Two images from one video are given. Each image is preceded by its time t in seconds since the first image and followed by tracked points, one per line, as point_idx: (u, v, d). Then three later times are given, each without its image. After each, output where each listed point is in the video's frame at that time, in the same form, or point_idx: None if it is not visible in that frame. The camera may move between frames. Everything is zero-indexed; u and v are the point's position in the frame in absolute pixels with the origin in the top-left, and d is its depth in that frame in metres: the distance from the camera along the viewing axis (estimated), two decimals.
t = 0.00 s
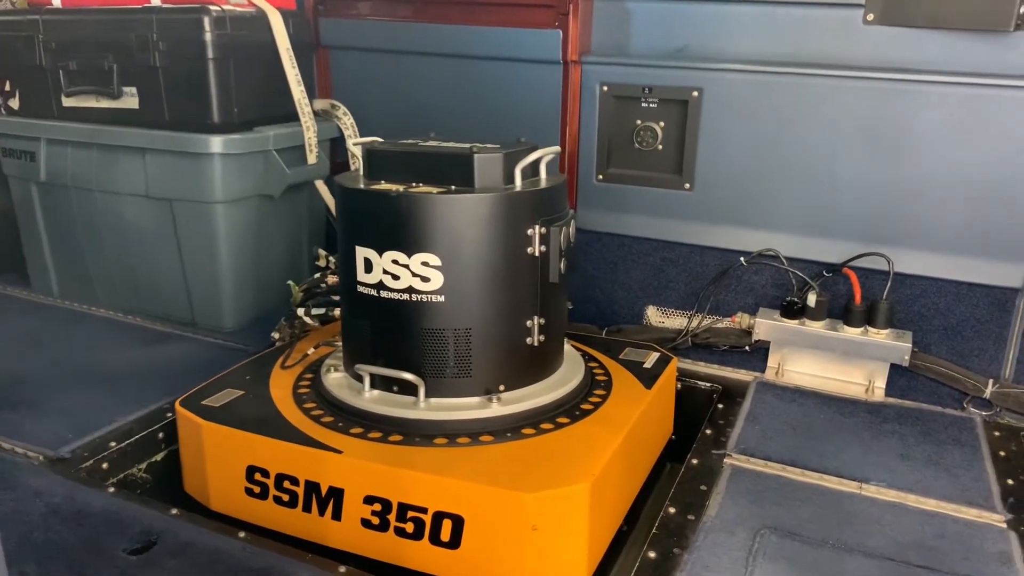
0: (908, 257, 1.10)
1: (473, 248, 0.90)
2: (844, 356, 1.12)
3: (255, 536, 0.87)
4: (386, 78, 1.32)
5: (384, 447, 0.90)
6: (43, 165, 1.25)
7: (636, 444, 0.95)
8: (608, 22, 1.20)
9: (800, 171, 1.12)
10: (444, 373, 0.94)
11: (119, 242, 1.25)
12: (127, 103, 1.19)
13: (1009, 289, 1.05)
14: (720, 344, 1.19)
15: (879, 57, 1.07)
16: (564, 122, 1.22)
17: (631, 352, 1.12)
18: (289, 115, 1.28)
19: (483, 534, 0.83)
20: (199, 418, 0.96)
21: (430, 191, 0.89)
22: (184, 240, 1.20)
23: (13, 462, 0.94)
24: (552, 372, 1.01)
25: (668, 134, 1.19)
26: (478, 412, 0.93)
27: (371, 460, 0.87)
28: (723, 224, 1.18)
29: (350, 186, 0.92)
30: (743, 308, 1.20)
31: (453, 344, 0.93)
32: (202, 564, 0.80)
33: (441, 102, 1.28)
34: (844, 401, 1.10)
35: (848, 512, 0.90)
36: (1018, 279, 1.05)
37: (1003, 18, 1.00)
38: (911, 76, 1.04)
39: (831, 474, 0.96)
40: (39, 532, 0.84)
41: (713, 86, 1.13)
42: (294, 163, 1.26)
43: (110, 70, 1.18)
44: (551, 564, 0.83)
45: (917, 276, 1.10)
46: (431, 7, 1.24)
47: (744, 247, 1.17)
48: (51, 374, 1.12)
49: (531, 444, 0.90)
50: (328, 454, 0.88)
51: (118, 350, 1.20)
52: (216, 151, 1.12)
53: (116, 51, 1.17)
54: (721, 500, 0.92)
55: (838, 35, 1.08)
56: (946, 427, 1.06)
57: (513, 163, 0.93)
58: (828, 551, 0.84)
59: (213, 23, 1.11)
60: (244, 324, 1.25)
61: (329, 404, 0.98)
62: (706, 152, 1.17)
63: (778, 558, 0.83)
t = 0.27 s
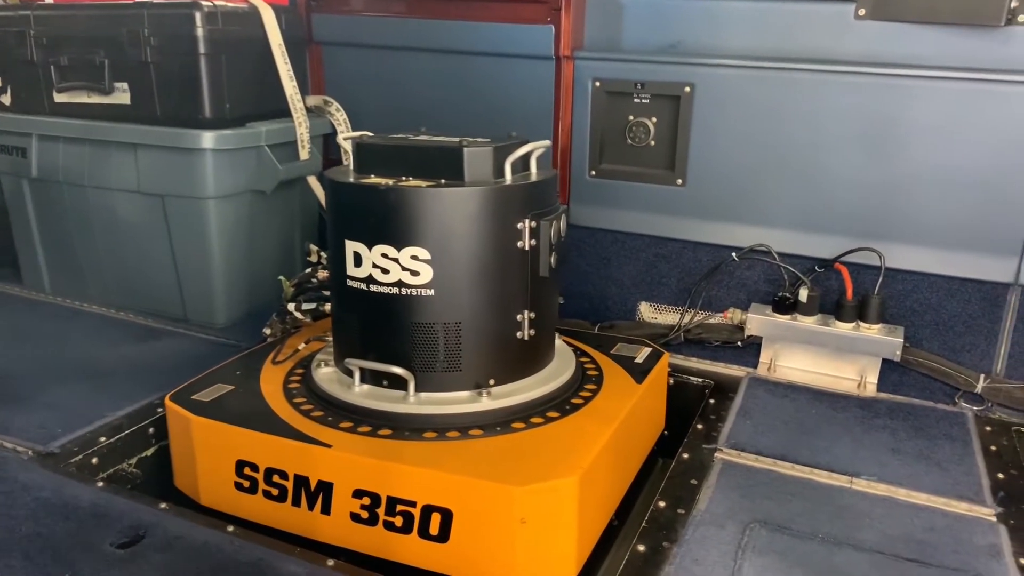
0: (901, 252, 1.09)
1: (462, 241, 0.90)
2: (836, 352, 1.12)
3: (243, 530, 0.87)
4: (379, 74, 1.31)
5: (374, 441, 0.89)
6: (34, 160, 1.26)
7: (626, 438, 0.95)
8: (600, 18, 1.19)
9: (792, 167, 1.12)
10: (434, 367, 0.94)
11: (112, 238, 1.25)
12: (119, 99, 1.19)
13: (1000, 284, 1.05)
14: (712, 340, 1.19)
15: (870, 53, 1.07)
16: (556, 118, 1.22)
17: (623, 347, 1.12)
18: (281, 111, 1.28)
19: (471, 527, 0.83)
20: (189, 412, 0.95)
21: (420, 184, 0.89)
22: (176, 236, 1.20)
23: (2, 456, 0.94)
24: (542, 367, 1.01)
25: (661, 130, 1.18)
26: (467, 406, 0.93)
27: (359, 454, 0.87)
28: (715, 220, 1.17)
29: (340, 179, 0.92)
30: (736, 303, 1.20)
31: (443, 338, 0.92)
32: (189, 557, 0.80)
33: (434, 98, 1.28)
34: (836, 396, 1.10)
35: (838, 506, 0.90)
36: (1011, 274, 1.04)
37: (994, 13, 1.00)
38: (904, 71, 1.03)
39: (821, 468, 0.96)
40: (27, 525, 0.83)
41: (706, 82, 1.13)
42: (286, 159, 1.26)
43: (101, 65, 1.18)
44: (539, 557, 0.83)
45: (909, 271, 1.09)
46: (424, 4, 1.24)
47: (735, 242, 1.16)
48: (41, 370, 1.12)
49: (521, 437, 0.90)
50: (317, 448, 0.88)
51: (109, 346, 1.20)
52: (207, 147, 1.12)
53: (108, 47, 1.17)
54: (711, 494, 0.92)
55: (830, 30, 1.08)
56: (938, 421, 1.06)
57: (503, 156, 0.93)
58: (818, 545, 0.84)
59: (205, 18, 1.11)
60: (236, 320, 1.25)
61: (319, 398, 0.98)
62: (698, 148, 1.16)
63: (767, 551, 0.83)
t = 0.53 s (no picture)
0: (890, 249, 1.09)
1: (450, 238, 0.90)
2: (825, 348, 1.12)
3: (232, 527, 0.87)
4: (370, 73, 1.31)
5: (362, 438, 0.90)
6: (24, 159, 1.27)
7: (613, 434, 0.96)
8: (590, 16, 1.20)
9: (781, 164, 1.11)
10: (423, 363, 0.94)
11: (103, 237, 1.25)
12: (109, 97, 1.19)
13: (988, 281, 1.05)
14: (702, 337, 1.19)
15: (858, 51, 1.08)
16: (546, 116, 1.22)
17: (612, 344, 1.12)
18: (272, 109, 1.28)
19: (458, 523, 0.84)
20: (178, 409, 0.96)
21: (408, 182, 0.89)
22: (166, 235, 1.20)
23: None
24: (531, 363, 1.01)
25: (650, 128, 1.18)
26: (455, 402, 0.93)
27: (347, 451, 0.87)
28: (705, 218, 1.17)
29: (328, 176, 0.93)
30: (725, 301, 1.20)
31: (431, 335, 0.93)
32: (177, 553, 0.80)
33: (424, 96, 1.28)
34: (825, 393, 1.10)
35: (825, 501, 0.91)
36: (998, 271, 1.04)
37: (980, 11, 1.00)
38: (891, 69, 1.03)
39: (809, 464, 0.96)
40: (15, 522, 0.84)
41: (695, 80, 1.13)
42: (277, 157, 1.26)
43: (91, 64, 1.19)
44: (526, 552, 0.84)
45: (896, 268, 1.09)
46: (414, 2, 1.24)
47: (724, 240, 1.16)
48: (31, 368, 1.12)
49: (508, 434, 0.91)
50: (306, 445, 0.89)
51: (100, 344, 1.20)
52: (197, 145, 1.12)
53: (98, 45, 1.18)
54: (699, 489, 0.93)
55: (818, 28, 1.09)
56: (926, 417, 1.06)
57: (492, 153, 0.93)
58: (804, 540, 0.84)
59: (194, 17, 1.11)
60: (227, 318, 1.25)
61: (308, 395, 0.98)
62: (688, 146, 1.16)
63: (754, 546, 0.84)
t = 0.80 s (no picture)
0: (871, 247, 1.09)
1: (431, 236, 0.90)
2: (806, 346, 1.12)
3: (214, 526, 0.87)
4: (354, 72, 1.31)
5: (343, 437, 0.90)
6: (7, 159, 1.27)
7: (595, 431, 0.96)
8: (573, 15, 1.20)
9: (763, 163, 1.11)
10: (404, 362, 0.94)
11: (87, 237, 1.25)
12: (91, 97, 1.19)
13: (968, 279, 1.06)
14: (685, 335, 1.20)
15: (838, 51, 1.09)
16: (530, 116, 1.21)
17: (596, 342, 1.12)
18: (256, 109, 1.28)
19: (439, 521, 0.84)
20: (160, 409, 0.95)
21: (388, 180, 0.90)
22: (150, 235, 1.20)
23: None
24: (513, 362, 1.02)
25: (633, 127, 1.18)
26: (437, 400, 0.94)
27: (329, 449, 0.87)
28: (689, 217, 1.17)
29: (309, 175, 0.93)
30: (707, 299, 1.20)
31: (412, 333, 0.93)
32: (157, 552, 0.80)
33: (408, 95, 1.28)
34: (806, 390, 1.11)
35: (804, 498, 0.91)
36: (977, 268, 1.05)
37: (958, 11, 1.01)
38: (871, 68, 1.03)
39: (789, 460, 0.97)
40: None
41: (677, 79, 1.12)
42: (261, 157, 1.26)
43: (73, 64, 1.19)
44: (507, 549, 0.84)
45: (877, 266, 1.10)
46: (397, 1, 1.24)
47: (706, 239, 1.16)
48: (13, 368, 1.12)
49: (489, 431, 0.91)
50: (287, 443, 0.89)
51: (84, 344, 1.20)
52: (181, 144, 1.12)
53: (81, 45, 1.17)
54: (680, 485, 0.94)
55: (798, 27, 1.09)
56: (906, 414, 1.07)
57: (473, 152, 0.94)
58: (783, 536, 0.85)
59: (177, 16, 1.11)
60: (212, 318, 1.25)
61: (290, 395, 0.98)
62: (671, 145, 1.16)
63: (733, 542, 0.84)
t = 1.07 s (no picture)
0: (842, 244, 1.10)
1: (404, 235, 0.90)
2: (779, 342, 1.13)
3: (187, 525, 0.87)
4: (331, 72, 1.32)
5: (317, 435, 0.90)
6: None
7: (569, 427, 0.97)
8: (546, 13, 1.19)
9: (734, 161, 1.12)
10: (378, 360, 0.95)
11: (61, 237, 1.25)
12: (65, 96, 1.19)
13: (936, 275, 1.07)
14: (661, 331, 1.21)
15: (810, 50, 1.08)
16: (506, 115, 1.21)
17: (571, 339, 1.13)
18: (231, 108, 1.28)
19: (411, 517, 0.84)
20: (133, 409, 0.95)
21: (360, 179, 0.90)
22: (125, 234, 1.19)
23: None
24: (488, 359, 1.02)
25: (608, 125, 1.18)
26: (411, 398, 0.94)
27: (301, 447, 0.88)
28: (663, 214, 1.18)
29: (281, 174, 0.93)
30: (682, 296, 1.21)
31: (386, 331, 0.93)
32: (129, 551, 0.80)
33: (384, 94, 1.28)
34: (779, 385, 1.12)
35: (775, 491, 0.92)
36: (945, 264, 1.06)
37: (925, 11, 1.01)
38: (839, 67, 1.04)
39: (761, 454, 0.98)
40: None
41: (650, 79, 1.13)
42: (237, 156, 1.26)
43: (45, 63, 1.18)
44: (479, 544, 0.85)
45: (848, 262, 1.11)
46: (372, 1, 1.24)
47: (679, 237, 1.17)
48: None
49: (463, 428, 0.91)
50: (260, 442, 0.89)
51: (58, 345, 1.19)
52: (155, 144, 1.11)
53: (53, 44, 1.17)
54: (652, 480, 0.95)
55: (770, 25, 1.09)
56: (877, 408, 1.08)
57: (446, 151, 0.94)
58: (753, 528, 0.86)
59: (151, 15, 1.11)
60: (188, 318, 1.24)
61: (265, 394, 0.99)
62: (645, 143, 1.16)
63: (703, 535, 0.86)
